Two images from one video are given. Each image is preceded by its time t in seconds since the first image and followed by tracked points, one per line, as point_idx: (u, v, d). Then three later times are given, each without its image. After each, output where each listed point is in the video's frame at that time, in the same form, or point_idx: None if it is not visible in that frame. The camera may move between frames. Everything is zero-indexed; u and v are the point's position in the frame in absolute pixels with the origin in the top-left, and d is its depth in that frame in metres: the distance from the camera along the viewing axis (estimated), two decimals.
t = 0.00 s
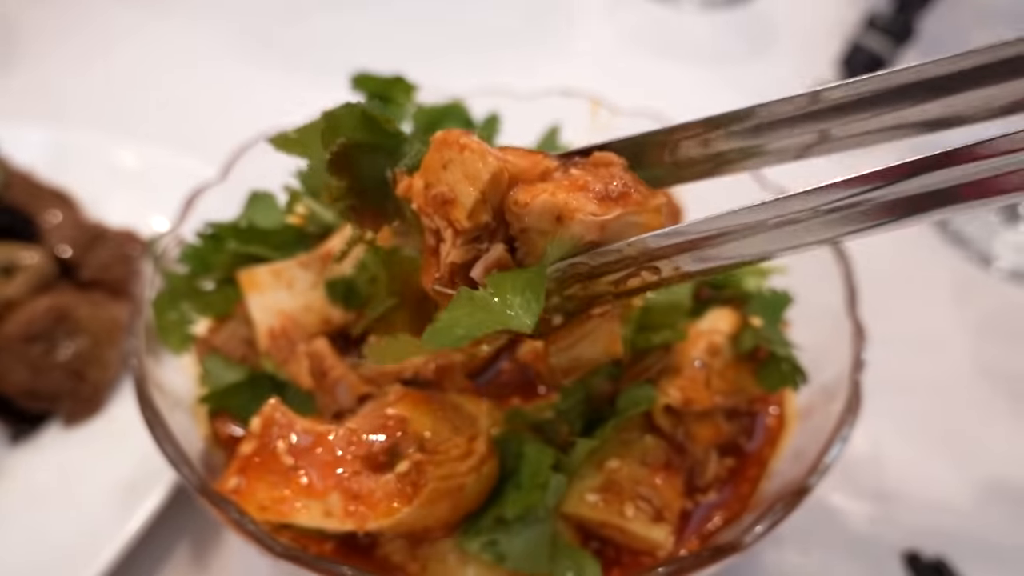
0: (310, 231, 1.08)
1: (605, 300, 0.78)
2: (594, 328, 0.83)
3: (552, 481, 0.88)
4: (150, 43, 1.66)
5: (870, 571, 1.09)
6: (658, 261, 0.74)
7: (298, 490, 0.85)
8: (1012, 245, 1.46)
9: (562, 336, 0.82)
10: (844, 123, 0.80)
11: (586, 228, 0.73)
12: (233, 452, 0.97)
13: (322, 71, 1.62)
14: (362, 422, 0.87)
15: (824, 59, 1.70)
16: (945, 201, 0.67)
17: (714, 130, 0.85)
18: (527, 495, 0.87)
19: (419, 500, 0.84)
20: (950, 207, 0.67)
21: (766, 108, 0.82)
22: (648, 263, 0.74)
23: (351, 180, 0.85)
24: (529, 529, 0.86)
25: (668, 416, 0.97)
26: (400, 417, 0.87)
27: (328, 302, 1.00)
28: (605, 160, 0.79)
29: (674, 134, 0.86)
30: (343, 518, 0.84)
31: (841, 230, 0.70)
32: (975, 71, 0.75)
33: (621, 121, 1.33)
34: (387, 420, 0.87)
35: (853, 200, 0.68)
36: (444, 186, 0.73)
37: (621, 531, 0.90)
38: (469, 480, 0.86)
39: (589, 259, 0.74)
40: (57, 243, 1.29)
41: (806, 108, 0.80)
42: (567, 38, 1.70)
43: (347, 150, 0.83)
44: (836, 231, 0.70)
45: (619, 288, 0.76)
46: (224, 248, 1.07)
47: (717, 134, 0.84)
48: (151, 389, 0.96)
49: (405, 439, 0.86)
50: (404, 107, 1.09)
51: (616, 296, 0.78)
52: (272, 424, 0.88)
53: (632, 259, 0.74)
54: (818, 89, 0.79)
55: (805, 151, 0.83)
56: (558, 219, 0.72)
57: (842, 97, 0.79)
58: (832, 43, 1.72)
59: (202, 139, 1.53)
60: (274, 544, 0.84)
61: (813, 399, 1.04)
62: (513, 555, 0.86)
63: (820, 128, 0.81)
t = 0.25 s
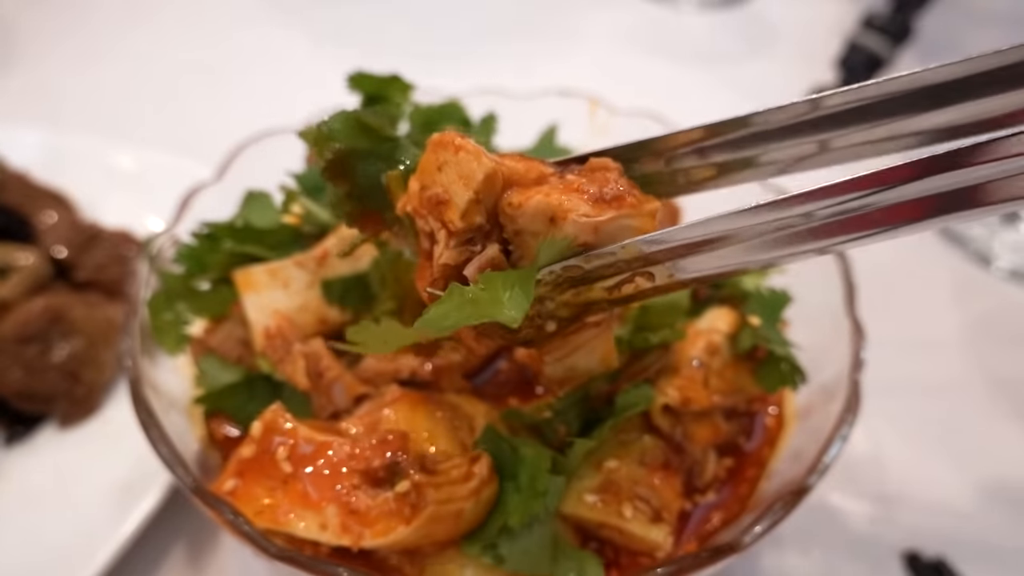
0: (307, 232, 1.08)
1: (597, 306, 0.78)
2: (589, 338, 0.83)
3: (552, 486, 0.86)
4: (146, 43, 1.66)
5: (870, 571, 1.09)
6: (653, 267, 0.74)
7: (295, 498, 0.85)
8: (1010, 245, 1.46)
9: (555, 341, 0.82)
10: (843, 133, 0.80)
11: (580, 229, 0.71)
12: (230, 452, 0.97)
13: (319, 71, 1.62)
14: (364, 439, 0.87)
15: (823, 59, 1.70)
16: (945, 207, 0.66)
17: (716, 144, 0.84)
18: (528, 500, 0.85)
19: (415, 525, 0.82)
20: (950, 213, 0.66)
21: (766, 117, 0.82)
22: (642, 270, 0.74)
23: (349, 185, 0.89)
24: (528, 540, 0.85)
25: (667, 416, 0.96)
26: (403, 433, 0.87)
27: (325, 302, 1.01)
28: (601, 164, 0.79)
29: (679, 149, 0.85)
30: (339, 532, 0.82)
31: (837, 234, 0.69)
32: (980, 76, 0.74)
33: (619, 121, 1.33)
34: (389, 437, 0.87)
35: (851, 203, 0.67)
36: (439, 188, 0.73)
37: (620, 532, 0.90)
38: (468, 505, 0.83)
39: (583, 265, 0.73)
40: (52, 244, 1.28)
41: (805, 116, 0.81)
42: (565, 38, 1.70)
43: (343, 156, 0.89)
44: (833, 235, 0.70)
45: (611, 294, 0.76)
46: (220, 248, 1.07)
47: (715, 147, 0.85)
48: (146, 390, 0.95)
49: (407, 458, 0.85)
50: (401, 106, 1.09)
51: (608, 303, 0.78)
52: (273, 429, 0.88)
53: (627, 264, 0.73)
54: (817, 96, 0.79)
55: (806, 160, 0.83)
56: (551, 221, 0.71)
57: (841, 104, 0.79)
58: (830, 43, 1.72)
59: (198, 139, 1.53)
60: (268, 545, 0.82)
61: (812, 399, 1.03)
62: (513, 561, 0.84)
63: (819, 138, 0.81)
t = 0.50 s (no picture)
0: (307, 234, 1.07)
1: (595, 310, 0.77)
2: (584, 349, 0.84)
3: (554, 490, 0.86)
4: (146, 45, 1.66)
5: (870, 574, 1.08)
6: (651, 271, 0.73)
7: (295, 506, 0.84)
8: (1010, 247, 1.46)
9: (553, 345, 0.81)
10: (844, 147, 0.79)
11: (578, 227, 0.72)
12: (230, 455, 0.97)
13: (319, 73, 1.62)
14: (366, 448, 0.87)
15: (822, 61, 1.70)
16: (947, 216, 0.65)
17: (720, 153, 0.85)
18: (529, 505, 0.85)
19: (416, 536, 0.81)
20: (950, 225, 0.65)
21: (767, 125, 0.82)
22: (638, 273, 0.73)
23: (353, 183, 0.92)
24: (528, 548, 0.84)
25: (668, 418, 0.96)
26: (406, 441, 0.87)
27: (325, 304, 0.99)
28: (603, 167, 0.78)
29: (678, 158, 0.86)
30: (339, 541, 0.82)
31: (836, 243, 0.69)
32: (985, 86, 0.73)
33: (619, 124, 1.33)
34: (391, 446, 0.87)
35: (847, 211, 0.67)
36: (439, 182, 0.72)
37: (621, 535, 0.90)
38: (470, 518, 0.83)
39: (580, 266, 0.73)
40: (52, 246, 1.28)
41: (804, 126, 0.80)
42: (564, 39, 1.70)
43: (347, 153, 0.91)
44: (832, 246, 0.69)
45: (610, 298, 0.75)
46: (220, 250, 1.07)
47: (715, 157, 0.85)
48: (145, 393, 0.95)
49: (409, 469, 0.86)
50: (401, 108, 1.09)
51: (605, 309, 0.77)
52: (275, 434, 0.88)
53: (624, 266, 0.73)
54: (818, 107, 0.78)
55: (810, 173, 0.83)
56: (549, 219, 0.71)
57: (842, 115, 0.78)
58: (829, 44, 1.72)
59: (198, 141, 1.53)
60: (269, 548, 0.82)
61: (813, 401, 1.03)
62: (515, 567, 0.83)
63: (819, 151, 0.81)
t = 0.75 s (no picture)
0: (305, 234, 1.07)
1: (589, 309, 0.77)
2: (576, 353, 0.84)
3: (553, 491, 0.86)
4: (145, 46, 1.66)
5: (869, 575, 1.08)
6: (646, 269, 0.73)
7: (294, 506, 0.84)
8: (1007, 249, 1.46)
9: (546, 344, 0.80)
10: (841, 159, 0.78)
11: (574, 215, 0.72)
12: (229, 456, 0.97)
13: (318, 75, 1.62)
14: (366, 449, 0.88)
15: (821, 63, 1.70)
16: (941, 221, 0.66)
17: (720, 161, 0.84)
18: (529, 506, 0.85)
19: (414, 538, 0.81)
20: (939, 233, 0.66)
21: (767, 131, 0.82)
22: (633, 272, 0.73)
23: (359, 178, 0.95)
24: (527, 548, 0.84)
25: (667, 419, 0.97)
26: (405, 442, 0.87)
27: (323, 305, 1.00)
28: (603, 165, 0.78)
29: (678, 163, 0.85)
30: (338, 542, 0.82)
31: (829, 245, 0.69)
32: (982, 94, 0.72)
33: (619, 125, 1.33)
34: (390, 448, 0.87)
35: (846, 213, 0.67)
36: (439, 168, 0.74)
37: (620, 536, 0.90)
38: (469, 519, 0.83)
39: (575, 262, 0.72)
40: (51, 247, 1.28)
41: (800, 135, 0.80)
42: (564, 41, 1.70)
43: (354, 149, 0.95)
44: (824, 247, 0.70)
45: (604, 296, 0.75)
46: (219, 250, 1.07)
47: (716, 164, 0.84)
48: (145, 393, 0.95)
49: (409, 471, 0.86)
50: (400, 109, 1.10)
51: (598, 310, 0.77)
52: (275, 434, 0.88)
53: (618, 263, 0.72)
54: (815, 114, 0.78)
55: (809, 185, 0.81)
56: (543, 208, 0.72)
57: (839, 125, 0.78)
58: (828, 46, 1.72)
59: (197, 142, 1.53)
60: (268, 548, 0.82)
61: (811, 401, 1.03)
62: (515, 568, 0.83)
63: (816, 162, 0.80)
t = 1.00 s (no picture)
0: (303, 233, 1.07)
1: (578, 301, 0.73)
2: (563, 353, 0.80)
3: (551, 491, 0.86)
4: (144, 46, 1.66)
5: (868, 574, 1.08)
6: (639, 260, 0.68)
7: (292, 506, 0.84)
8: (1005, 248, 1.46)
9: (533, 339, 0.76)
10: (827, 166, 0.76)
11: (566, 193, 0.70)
12: (226, 455, 0.96)
13: (316, 75, 1.62)
14: (363, 449, 0.88)
15: (819, 63, 1.70)
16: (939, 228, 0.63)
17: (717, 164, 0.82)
18: (527, 505, 0.84)
19: (411, 539, 0.81)
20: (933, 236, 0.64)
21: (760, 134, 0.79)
22: (624, 263, 0.69)
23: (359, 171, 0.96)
24: (524, 548, 0.84)
25: (664, 417, 0.97)
26: (403, 442, 0.87)
27: (321, 305, 1.01)
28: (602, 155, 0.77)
29: (677, 165, 0.83)
30: (335, 542, 0.81)
31: (820, 244, 0.66)
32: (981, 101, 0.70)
33: (617, 124, 1.33)
34: (387, 447, 0.87)
35: (841, 204, 0.64)
36: (438, 149, 0.73)
37: (618, 535, 0.89)
38: (468, 519, 0.82)
39: (568, 244, 0.68)
40: (49, 248, 1.28)
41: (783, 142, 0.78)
42: (561, 41, 1.70)
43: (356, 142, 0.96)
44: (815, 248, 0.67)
45: (594, 288, 0.71)
46: (216, 250, 1.06)
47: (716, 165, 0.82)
48: (142, 393, 0.95)
49: (406, 471, 0.86)
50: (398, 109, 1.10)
51: (588, 304, 0.73)
52: (273, 434, 0.88)
53: (611, 250, 0.68)
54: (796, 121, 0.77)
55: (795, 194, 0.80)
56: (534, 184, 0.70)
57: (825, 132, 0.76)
58: (826, 46, 1.72)
59: (195, 142, 1.53)
60: (265, 548, 0.82)
61: (809, 400, 1.03)
62: (513, 568, 0.83)
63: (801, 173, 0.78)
